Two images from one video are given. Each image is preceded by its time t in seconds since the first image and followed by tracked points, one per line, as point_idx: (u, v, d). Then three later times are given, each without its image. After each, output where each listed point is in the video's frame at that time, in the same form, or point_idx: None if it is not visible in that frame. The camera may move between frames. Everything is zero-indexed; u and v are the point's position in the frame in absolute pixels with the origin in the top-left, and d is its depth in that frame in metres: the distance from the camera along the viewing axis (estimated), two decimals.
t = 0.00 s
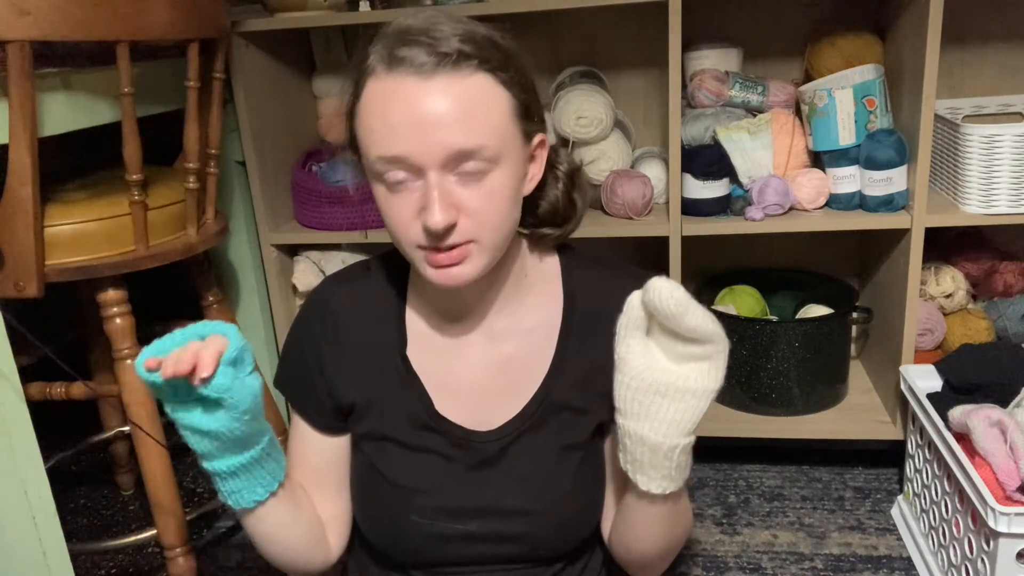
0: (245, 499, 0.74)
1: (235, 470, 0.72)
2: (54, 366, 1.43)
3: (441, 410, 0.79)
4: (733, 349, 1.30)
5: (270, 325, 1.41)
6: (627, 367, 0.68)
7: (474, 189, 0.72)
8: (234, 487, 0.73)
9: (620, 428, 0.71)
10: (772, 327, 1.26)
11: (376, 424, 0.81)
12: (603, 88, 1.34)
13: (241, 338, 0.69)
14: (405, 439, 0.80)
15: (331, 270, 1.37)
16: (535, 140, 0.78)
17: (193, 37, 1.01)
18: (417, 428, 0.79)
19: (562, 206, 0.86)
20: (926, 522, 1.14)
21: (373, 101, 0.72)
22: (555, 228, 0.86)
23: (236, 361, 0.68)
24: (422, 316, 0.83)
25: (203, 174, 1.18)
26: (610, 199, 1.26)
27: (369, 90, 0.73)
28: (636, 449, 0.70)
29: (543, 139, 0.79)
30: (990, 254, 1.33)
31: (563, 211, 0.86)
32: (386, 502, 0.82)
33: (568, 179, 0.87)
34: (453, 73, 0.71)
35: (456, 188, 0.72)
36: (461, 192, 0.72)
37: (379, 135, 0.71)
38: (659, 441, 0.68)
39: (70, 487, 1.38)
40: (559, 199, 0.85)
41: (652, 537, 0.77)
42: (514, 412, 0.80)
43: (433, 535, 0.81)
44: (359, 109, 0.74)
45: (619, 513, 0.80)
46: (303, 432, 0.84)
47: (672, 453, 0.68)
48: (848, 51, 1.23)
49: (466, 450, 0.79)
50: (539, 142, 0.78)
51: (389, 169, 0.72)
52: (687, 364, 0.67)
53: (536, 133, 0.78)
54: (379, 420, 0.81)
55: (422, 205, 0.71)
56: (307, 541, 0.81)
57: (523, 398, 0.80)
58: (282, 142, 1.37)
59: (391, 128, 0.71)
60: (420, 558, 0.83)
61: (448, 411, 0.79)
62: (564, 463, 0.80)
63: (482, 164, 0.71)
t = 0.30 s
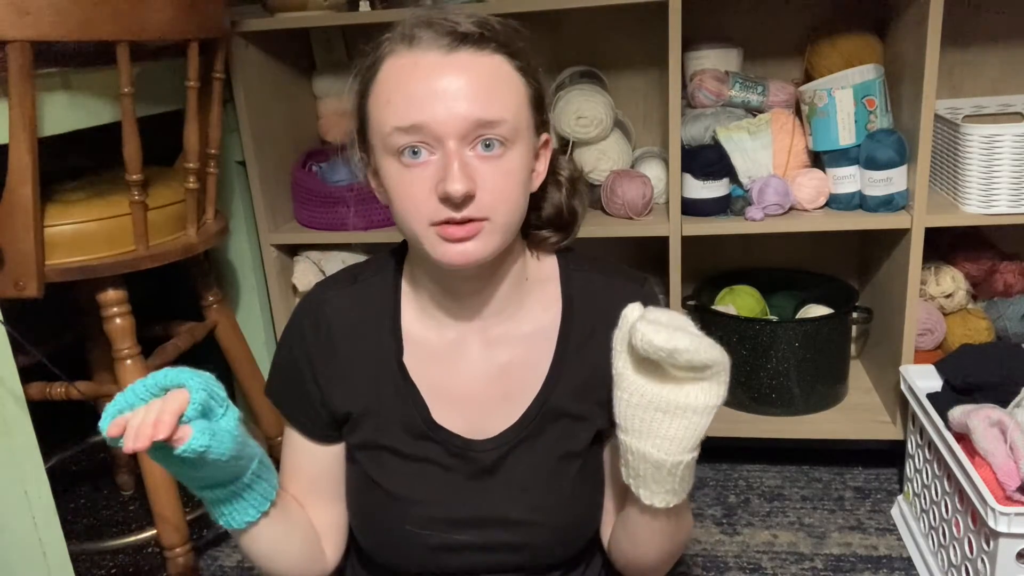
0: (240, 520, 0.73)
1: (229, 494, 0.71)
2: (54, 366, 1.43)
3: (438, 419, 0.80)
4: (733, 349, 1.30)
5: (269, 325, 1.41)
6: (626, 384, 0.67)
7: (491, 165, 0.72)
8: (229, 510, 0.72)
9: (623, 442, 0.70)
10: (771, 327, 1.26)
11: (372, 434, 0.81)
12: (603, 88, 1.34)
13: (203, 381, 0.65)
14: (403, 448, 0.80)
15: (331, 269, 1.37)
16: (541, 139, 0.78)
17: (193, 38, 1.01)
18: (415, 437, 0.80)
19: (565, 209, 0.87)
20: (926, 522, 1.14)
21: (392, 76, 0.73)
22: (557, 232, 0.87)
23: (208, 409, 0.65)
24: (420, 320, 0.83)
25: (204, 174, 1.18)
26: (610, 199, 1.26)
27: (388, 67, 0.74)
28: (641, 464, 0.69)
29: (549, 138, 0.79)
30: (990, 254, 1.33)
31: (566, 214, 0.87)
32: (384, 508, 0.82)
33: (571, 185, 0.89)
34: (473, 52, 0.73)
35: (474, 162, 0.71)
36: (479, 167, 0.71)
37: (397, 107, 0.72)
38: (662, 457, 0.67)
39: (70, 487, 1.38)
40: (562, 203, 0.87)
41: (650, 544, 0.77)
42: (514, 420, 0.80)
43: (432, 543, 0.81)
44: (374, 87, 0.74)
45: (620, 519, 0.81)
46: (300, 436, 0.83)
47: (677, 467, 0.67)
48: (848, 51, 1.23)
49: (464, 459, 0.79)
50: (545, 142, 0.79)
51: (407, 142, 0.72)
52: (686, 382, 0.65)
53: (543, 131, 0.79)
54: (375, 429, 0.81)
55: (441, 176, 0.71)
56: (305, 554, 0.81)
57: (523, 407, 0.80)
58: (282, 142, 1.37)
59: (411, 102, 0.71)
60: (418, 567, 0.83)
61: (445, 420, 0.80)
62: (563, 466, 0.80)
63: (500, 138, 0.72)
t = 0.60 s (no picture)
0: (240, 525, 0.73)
1: (232, 499, 0.71)
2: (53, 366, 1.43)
3: (442, 421, 0.79)
4: (733, 349, 1.30)
5: (269, 325, 1.41)
6: (630, 391, 0.66)
7: (496, 167, 0.72)
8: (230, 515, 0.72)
9: (626, 449, 0.70)
10: (771, 328, 1.26)
11: (375, 437, 0.81)
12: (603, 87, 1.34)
13: (211, 384, 0.66)
14: (406, 452, 0.80)
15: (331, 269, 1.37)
16: (547, 141, 0.79)
17: (193, 38, 1.01)
18: (418, 440, 0.80)
19: (570, 210, 0.86)
20: (926, 522, 1.14)
21: (396, 76, 0.73)
22: (561, 235, 0.86)
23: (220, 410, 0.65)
24: (422, 323, 0.83)
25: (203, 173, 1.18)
26: (610, 199, 1.26)
27: (392, 66, 0.74)
28: (646, 471, 0.69)
29: (554, 139, 0.79)
30: (990, 254, 1.33)
31: (572, 216, 0.86)
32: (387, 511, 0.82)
33: (575, 187, 0.88)
34: (478, 52, 0.73)
35: (479, 164, 0.71)
36: (484, 169, 0.71)
37: (402, 108, 0.72)
38: (665, 464, 0.67)
39: (70, 487, 1.38)
40: (567, 205, 0.86)
41: (652, 548, 0.77)
42: (517, 423, 0.80)
43: (433, 545, 0.81)
44: (378, 87, 0.74)
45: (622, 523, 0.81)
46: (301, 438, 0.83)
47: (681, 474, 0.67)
48: (848, 51, 1.23)
49: (467, 464, 0.79)
50: (550, 143, 0.79)
51: (411, 143, 0.72)
52: (692, 390, 0.65)
53: (548, 132, 0.79)
54: (377, 431, 0.81)
55: (446, 178, 0.71)
56: (306, 559, 0.81)
57: (526, 410, 0.80)
58: (281, 141, 1.37)
59: (414, 103, 0.71)
60: (419, 568, 0.83)
61: (448, 422, 0.80)
62: (564, 467, 0.80)
63: (505, 139, 0.72)
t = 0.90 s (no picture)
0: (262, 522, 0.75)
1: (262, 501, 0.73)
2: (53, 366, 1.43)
3: (445, 420, 0.79)
4: (733, 349, 1.30)
5: (269, 325, 1.41)
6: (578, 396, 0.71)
7: (500, 180, 0.72)
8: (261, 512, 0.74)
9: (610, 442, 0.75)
10: (771, 328, 1.26)
11: (377, 439, 0.81)
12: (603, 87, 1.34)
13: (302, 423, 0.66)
14: (409, 453, 0.80)
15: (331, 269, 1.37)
16: (552, 141, 0.79)
17: (193, 38, 1.01)
18: (421, 442, 0.79)
19: (572, 209, 0.86)
20: (926, 522, 1.14)
21: (399, 83, 0.72)
22: (563, 234, 0.86)
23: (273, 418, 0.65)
24: (423, 324, 0.83)
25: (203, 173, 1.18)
26: (610, 199, 1.26)
27: (395, 73, 0.73)
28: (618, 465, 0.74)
29: (557, 143, 0.79)
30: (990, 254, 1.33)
31: (574, 215, 0.86)
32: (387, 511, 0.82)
33: (578, 185, 0.87)
34: (483, 60, 0.72)
35: (483, 177, 0.71)
36: (488, 182, 0.72)
37: (406, 118, 0.71)
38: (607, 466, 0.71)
39: (70, 487, 1.38)
40: (569, 203, 0.86)
41: (652, 547, 0.78)
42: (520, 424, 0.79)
43: (434, 545, 0.81)
44: (380, 93, 0.74)
45: (621, 521, 0.81)
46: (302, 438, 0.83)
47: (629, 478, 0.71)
48: (848, 51, 1.23)
49: (472, 466, 0.78)
50: (553, 145, 0.79)
51: (414, 153, 0.72)
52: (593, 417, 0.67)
53: (552, 135, 0.79)
54: (377, 432, 0.81)
55: (450, 192, 0.71)
56: (307, 559, 0.81)
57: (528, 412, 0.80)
58: (281, 141, 1.37)
59: (417, 115, 0.71)
60: (419, 568, 0.83)
61: (452, 421, 0.79)
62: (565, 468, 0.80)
63: (510, 151, 0.72)
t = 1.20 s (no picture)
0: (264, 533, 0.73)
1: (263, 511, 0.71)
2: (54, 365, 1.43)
3: (444, 432, 0.79)
4: (733, 349, 1.30)
5: (269, 326, 1.41)
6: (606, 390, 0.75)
7: (491, 152, 0.72)
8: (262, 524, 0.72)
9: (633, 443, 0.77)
10: (772, 328, 1.26)
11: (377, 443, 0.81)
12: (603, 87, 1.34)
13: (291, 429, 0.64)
14: (408, 462, 0.80)
15: (331, 270, 1.37)
16: (548, 151, 0.79)
17: (193, 38, 1.01)
18: (419, 450, 0.80)
19: (570, 232, 0.85)
20: (926, 522, 1.14)
21: (394, 69, 0.75)
22: (561, 257, 0.84)
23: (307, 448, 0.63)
24: (422, 327, 0.83)
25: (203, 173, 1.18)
26: (610, 199, 1.26)
27: (391, 63, 0.76)
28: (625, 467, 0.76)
29: (555, 151, 0.80)
30: (990, 254, 1.33)
31: (572, 238, 0.85)
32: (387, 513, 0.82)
33: (578, 212, 0.87)
34: (474, 45, 0.75)
35: (474, 147, 0.71)
36: (479, 153, 0.71)
37: (399, 93, 0.73)
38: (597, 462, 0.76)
39: (69, 487, 1.38)
40: (568, 228, 0.85)
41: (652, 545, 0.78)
42: (518, 435, 0.80)
43: (434, 547, 0.81)
44: (376, 84, 0.76)
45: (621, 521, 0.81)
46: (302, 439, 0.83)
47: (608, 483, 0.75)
48: (848, 51, 1.23)
49: (469, 475, 0.78)
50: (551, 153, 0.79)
51: (406, 127, 0.72)
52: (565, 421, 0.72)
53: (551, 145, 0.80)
54: (377, 434, 0.81)
55: (440, 159, 0.70)
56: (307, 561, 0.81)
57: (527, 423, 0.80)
58: (281, 141, 1.37)
59: (410, 86, 0.72)
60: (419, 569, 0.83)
61: (451, 434, 0.79)
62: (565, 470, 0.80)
63: (501, 125, 0.72)
